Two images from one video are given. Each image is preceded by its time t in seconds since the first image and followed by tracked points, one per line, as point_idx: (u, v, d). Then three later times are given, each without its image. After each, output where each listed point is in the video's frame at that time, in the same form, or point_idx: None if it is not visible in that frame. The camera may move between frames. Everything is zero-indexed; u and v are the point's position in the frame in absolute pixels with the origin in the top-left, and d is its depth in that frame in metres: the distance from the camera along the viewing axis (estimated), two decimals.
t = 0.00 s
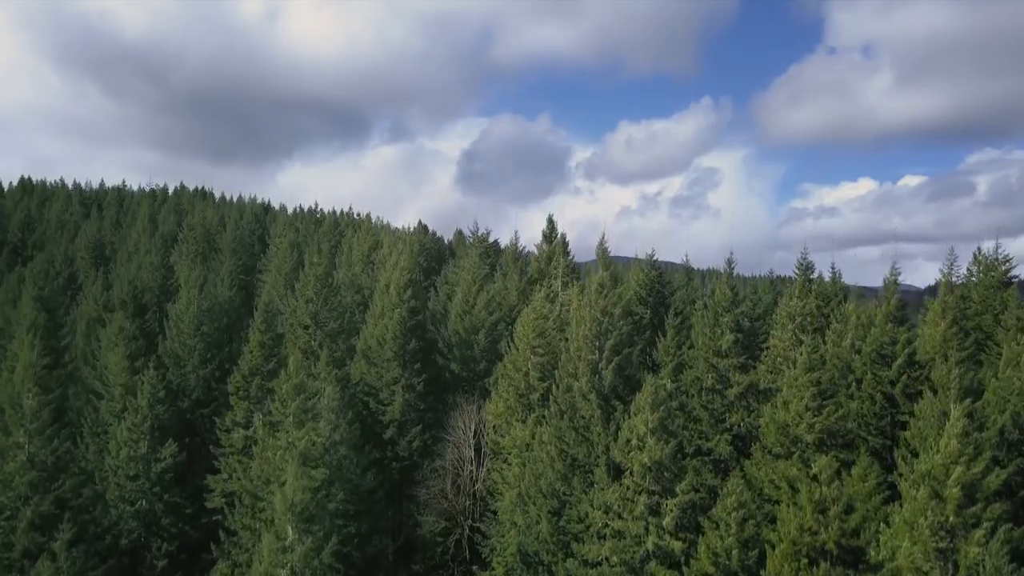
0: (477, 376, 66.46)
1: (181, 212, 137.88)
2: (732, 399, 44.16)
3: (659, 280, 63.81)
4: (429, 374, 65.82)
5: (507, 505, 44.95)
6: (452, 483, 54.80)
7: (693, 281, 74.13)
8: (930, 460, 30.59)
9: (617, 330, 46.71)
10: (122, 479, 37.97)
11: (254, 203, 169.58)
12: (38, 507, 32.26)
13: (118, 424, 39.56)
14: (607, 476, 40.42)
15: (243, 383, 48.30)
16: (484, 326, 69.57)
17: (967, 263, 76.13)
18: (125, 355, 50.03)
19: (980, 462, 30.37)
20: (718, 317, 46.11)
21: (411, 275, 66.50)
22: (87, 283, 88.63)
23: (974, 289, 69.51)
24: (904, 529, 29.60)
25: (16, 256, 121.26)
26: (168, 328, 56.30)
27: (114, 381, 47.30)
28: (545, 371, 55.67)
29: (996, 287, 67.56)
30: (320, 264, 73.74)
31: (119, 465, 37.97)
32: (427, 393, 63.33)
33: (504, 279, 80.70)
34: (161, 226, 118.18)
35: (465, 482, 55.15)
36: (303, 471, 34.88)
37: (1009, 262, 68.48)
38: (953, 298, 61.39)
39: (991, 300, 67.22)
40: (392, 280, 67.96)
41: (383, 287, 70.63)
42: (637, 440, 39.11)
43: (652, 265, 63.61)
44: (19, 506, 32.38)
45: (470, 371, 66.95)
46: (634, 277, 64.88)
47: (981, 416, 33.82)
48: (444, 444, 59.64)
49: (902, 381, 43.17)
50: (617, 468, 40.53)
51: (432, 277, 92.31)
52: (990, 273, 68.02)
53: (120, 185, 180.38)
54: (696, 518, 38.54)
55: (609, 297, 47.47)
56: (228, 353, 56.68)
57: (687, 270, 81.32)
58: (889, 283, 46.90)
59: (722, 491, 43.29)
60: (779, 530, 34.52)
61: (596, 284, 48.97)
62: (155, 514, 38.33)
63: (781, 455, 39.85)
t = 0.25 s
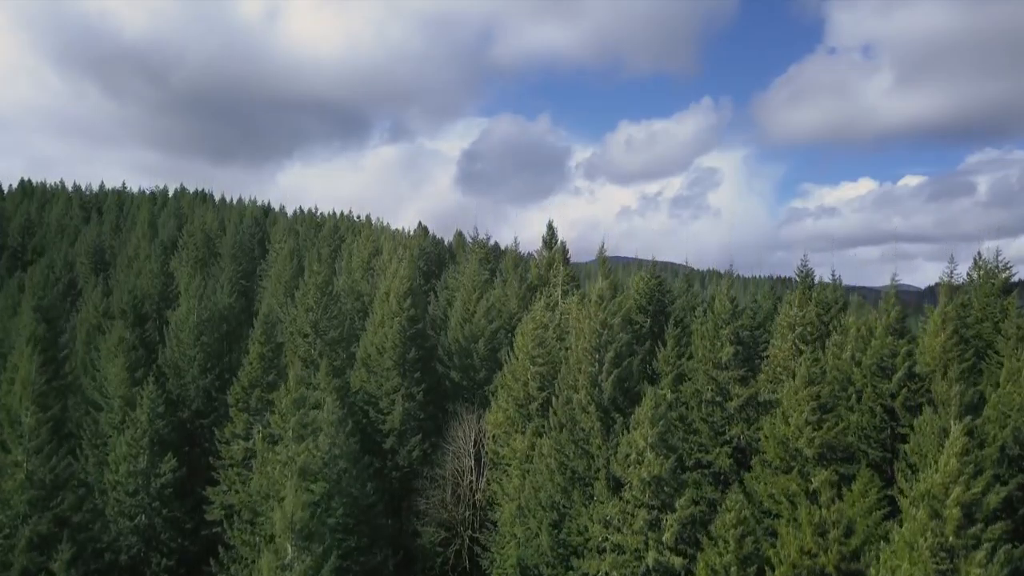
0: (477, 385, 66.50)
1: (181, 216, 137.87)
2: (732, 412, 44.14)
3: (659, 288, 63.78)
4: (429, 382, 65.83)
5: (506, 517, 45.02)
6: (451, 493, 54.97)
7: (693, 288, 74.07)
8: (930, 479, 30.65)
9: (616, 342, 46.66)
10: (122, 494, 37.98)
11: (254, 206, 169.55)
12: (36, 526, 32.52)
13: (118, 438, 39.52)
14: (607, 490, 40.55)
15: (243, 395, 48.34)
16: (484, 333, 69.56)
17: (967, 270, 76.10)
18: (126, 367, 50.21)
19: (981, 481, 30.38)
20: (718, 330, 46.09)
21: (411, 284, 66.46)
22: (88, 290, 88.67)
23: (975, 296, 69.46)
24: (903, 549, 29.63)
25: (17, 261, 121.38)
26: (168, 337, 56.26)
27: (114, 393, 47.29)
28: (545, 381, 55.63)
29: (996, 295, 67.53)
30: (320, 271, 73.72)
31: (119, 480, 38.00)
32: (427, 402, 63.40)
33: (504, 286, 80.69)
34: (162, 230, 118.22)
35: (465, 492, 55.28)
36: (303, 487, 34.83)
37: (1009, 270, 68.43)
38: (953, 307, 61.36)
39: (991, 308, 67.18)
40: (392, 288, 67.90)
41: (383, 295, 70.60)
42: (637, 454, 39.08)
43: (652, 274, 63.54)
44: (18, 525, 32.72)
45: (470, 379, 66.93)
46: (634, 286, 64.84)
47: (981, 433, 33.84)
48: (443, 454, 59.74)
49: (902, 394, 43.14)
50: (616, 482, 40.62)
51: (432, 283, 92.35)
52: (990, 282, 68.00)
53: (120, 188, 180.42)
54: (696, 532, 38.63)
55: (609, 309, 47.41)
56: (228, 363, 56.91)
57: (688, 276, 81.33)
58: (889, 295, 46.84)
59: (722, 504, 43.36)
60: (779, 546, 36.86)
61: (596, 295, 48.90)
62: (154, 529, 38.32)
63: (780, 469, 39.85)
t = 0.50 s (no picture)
0: (477, 393, 66.46)
1: (181, 219, 137.74)
2: (732, 424, 44.08)
3: (659, 297, 63.73)
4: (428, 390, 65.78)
5: (506, 530, 45.06)
6: (451, 503, 54.99)
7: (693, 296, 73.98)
8: (930, 498, 30.81)
9: (616, 354, 46.59)
10: (121, 509, 38.05)
11: (255, 209, 169.43)
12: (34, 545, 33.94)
13: (117, 453, 39.58)
14: (606, 504, 40.60)
15: (242, 406, 48.31)
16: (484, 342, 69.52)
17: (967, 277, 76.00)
18: (125, 378, 50.10)
19: (980, 499, 30.55)
20: (717, 342, 46.03)
21: (411, 292, 66.39)
22: (87, 296, 88.59)
23: (974, 304, 69.41)
24: (903, 568, 29.80)
25: (17, 266, 121.40)
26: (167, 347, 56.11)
27: (112, 405, 47.25)
28: (544, 391, 55.55)
29: (996, 303, 67.48)
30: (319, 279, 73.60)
31: (118, 495, 38.11)
32: (427, 410, 63.39)
33: (504, 292, 80.65)
34: (162, 235, 118.23)
35: (465, 501, 55.31)
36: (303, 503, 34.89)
37: (1009, 278, 68.36)
38: (953, 316, 61.27)
39: (991, 316, 67.09)
40: (392, 295, 67.83)
41: (382, 302, 70.54)
42: (636, 468, 39.06)
43: (652, 282, 63.39)
44: (16, 543, 34.10)
45: (470, 387, 66.91)
46: (634, 294, 64.73)
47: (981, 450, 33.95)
48: (443, 463, 59.76)
49: (902, 407, 43.11)
50: (616, 496, 40.66)
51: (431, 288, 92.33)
52: (990, 289, 67.92)
53: (120, 191, 180.31)
54: (696, 548, 38.72)
55: (609, 321, 47.31)
56: (228, 372, 56.72)
57: (688, 283, 81.27)
58: (889, 307, 46.78)
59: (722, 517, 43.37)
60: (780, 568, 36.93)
61: (596, 306, 48.81)
62: (153, 544, 38.36)
63: (781, 483, 39.95)
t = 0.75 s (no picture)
0: (477, 401, 66.47)
1: (181, 223, 137.75)
2: (732, 437, 44.11)
3: (659, 305, 63.69)
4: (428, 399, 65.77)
5: (506, 542, 45.16)
6: (451, 513, 55.08)
7: (693, 303, 73.96)
8: (929, 518, 31.09)
9: (616, 366, 46.58)
10: (121, 525, 38.28)
11: (254, 211, 169.33)
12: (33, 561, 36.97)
13: (116, 467, 39.71)
14: (605, 517, 40.79)
15: (242, 418, 48.31)
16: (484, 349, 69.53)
17: (967, 284, 75.91)
18: (125, 390, 50.11)
19: (980, 518, 30.82)
20: (718, 354, 45.99)
21: (411, 300, 66.33)
22: (87, 302, 88.52)
23: (975, 311, 69.35)
24: None
25: (17, 271, 121.45)
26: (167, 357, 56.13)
27: (111, 416, 47.27)
28: (544, 402, 55.55)
29: (996, 311, 67.41)
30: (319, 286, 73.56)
31: (118, 510, 38.35)
32: (428, 419, 63.42)
33: (503, 299, 80.62)
34: (162, 239, 118.24)
35: (464, 511, 55.39)
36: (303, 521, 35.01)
37: (1009, 285, 68.30)
38: (953, 325, 61.26)
39: (991, 324, 67.07)
40: (392, 303, 67.77)
41: (382, 310, 70.49)
42: (635, 483, 39.13)
43: (652, 290, 63.33)
44: (15, 560, 37.13)
45: (470, 395, 66.92)
46: (634, 302, 64.68)
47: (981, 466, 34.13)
48: (443, 472, 59.83)
49: (902, 420, 43.13)
50: (614, 509, 40.81)
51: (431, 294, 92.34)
52: (990, 297, 67.90)
53: (120, 194, 180.13)
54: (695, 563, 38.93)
55: (610, 333, 47.21)
56: (228, 382, 56.65)
57: (688, 289, 81.23)
58: (889, 318, 46.72)
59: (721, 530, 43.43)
60: None
61: (596, 317, 48.71)
62: (153, 558, 38.56)
63: (781, 498, 40.18)
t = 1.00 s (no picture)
0: (476, 410, 66.49)
1: (181, 227, 137.70)
2: (731, 450, 44.10)
3: (659, 314, 63.63)
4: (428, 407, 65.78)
5: (506, 554, 45.20)
6: (451, 524, 55.11)
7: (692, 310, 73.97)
8: (928, 537, 31.19)
9: (616, 379, 46.57)
10: (121, 540, 38.42)
11: (254, 214, 169.33)
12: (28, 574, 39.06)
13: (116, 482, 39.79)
14: (604, 532, 40.83)
15: (242, 431, 48.24)
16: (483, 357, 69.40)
17: (967, 291, 75.84)
18: (124, 401, 50.08)
19: (980, 538, 30.90)
20: (718, 367, 45.97)
21: (410, 309, 66.29)
22: (86, 308, 88.50)
23: (974, 320, 69.30)
24: None
25: (17, 276, 121.46)
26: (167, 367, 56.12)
27: (110, 429, 47.26)
28: (543, 412, 55.54)
29: (996, 319, 67.31)
30: (319, 294, 73.56)
31: (117, 525, 38.48)
32: (428, 428, 63.41)
33: (503, 306, 80.60)
34: (162, 244, 118.24)
35: (464, 522, 55.43)
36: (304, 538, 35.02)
37: (1010, 294, 68.22)
38: (953, 334, 61.30)
39: (990, 332, 67.12)
40: (392, 312, 67.67)
41: (382, 318, 70.40)
42: (635, 498, 39.12)
43: (651, 299, 63.31)
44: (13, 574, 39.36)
45: (470, 404, 66.92)
46: (633, 311, 64.70)
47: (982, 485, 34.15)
48: (443, 482, 59.85)
49: (902, 433, 43.11)
50: (613, 524, 40.89)
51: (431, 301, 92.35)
52: (990, 305, 67.97)
53: (120, 197, 180.09)
54: None
55: (610, 345, 47.14)
56: (228, 393, 56.57)
57: (687, 295, 81.19)
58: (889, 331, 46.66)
59: (721, 544, 43.44)
60: None
61: (596, 329, 48.65)
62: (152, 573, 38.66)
63: (782, 513, 40.24)
